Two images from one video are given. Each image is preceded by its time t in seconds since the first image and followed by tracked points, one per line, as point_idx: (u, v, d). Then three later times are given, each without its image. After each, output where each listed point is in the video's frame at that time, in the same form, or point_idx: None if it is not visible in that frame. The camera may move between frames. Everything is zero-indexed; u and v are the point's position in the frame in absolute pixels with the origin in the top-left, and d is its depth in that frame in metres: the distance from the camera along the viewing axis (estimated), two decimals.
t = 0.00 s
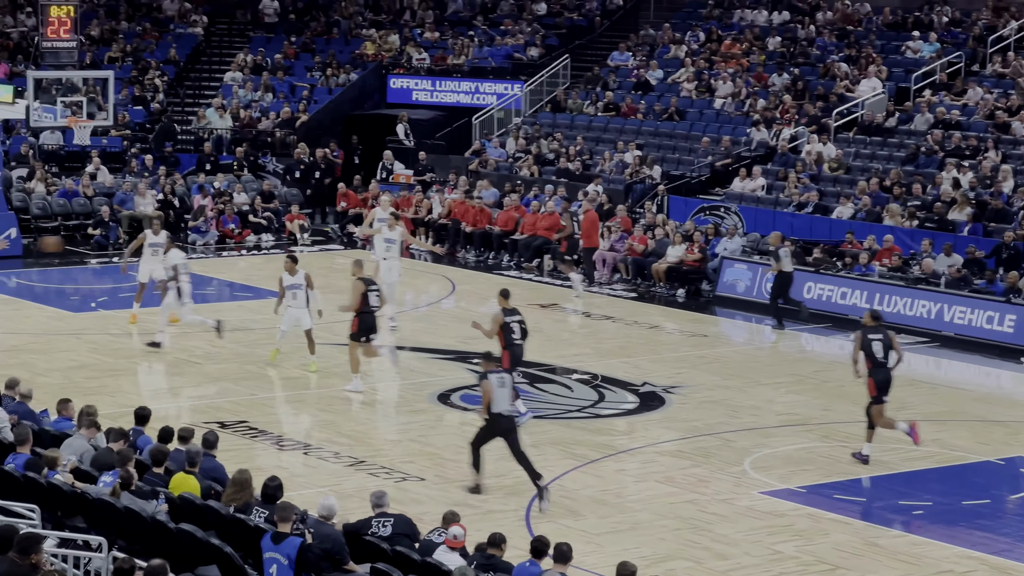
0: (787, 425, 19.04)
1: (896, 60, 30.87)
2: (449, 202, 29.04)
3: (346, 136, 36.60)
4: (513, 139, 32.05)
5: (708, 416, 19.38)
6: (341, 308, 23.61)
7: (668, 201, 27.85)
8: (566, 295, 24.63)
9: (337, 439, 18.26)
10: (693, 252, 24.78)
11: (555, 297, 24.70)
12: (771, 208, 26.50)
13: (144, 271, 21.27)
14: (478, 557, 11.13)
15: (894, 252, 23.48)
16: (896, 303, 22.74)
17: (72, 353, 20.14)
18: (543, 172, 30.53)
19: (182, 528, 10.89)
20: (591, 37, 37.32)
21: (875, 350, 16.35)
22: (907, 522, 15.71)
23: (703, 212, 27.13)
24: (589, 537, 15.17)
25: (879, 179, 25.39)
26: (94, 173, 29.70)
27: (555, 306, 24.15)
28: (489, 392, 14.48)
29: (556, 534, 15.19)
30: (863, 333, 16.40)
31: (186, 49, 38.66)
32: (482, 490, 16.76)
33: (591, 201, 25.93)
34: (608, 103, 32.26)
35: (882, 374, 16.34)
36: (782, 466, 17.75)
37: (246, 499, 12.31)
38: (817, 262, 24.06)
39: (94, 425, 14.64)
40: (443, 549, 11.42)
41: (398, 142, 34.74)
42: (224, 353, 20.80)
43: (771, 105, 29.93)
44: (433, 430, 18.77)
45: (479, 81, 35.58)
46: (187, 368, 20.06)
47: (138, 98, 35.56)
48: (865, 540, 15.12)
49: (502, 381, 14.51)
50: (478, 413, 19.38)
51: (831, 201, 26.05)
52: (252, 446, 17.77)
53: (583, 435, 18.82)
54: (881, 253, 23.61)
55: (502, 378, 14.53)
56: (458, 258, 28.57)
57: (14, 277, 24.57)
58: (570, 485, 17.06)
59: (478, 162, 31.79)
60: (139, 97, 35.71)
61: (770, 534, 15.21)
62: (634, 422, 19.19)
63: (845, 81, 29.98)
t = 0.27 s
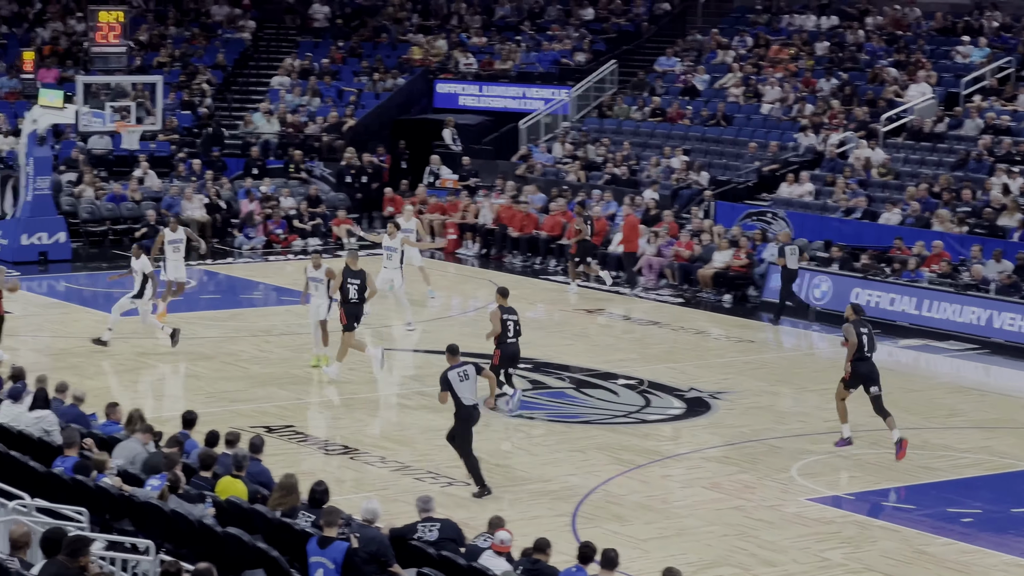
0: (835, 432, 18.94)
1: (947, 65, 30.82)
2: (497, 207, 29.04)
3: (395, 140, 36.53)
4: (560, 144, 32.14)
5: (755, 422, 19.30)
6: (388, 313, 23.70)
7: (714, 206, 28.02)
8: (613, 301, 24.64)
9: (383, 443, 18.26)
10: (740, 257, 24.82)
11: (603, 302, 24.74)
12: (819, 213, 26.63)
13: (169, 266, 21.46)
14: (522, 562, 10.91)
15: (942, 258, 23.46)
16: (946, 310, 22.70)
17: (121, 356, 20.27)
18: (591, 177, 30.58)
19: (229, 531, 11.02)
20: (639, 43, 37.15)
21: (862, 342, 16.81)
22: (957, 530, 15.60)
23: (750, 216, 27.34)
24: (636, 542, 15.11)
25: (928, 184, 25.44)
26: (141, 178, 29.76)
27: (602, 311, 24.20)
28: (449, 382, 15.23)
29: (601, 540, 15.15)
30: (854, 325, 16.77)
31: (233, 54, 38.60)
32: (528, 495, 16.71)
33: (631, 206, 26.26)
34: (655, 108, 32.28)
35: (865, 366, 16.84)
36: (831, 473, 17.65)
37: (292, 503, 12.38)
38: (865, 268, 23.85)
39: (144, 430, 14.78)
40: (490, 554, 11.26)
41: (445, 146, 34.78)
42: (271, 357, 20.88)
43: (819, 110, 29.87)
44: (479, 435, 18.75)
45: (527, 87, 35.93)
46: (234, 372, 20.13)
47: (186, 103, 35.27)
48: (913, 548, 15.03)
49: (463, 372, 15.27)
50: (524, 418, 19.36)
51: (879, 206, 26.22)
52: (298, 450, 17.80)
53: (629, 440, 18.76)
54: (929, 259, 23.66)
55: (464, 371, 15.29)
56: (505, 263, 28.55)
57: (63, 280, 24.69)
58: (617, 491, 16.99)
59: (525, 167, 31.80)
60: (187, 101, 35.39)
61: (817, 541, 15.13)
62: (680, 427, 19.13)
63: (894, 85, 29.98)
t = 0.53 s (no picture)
0: (871, 439, 18.89)
1: (984, 72, 31.24)
2: (533, 215, 29.04)
3: (431, 147, 36.54)
4: (595, 151, 31.90)
5: (791, 430, 19.26)
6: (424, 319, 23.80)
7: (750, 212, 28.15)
8: (648, 308, 24.69)
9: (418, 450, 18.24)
10: (775, 264, 24.85)
11: (638, 309, 24.82)
12: (856, 220, 26.55)
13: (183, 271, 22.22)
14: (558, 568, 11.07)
15: (980, 266, 23.32)
16: (982, 317, 22.70)
17: (157, 363, 20.33)
18: (626, 184, 30.62)
19: (264, 540, 11.46)
20: (674, 49, 38.05)
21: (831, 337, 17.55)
22: (994, 539, 15.53)
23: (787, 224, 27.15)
24: (671, 549, 15.06)
25: (964, 192, 25.51)
26: (177, 185, 30.12)
27: (637, 318, 24.27)
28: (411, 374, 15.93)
29: (638, 547, 15.09)
30: (822, 321, 17.66)
31: (270, 61, 38.79)
32: (563, 501, 16.67)
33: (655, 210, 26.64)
34: (690, 114, 32.33)
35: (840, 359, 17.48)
36: (867, 481, 17.58)
37: (328, 510, 12.53)
38: (901, 275, 23.93)
39: (182, 437, 14.70)
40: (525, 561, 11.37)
41: (481, 154, 34.81)
42: (308, 365, 20.93)
43: (855, 117, 29.96)
44: (514, 442, 18.72)
45: (562, 94, 34.95)
46: (268, 379, 20.17)
47: (222, 110, 35.31)
48: (950, 556, 14.97)
49: (425, 367, 15.90)
50: (559, 424, 19.33)
51: (916, 212, 26.20)
52: (335, 456, 17.78)
53: (665, 447, 18.71)
54: (967, 266, 23.52)
55: (428, 365, 15.91)
56: (540, 270, 28.55)
57: (100, 287, 24.81)
58: (652, 498, 16.93)
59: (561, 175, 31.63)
60: (224, 107, 35.56)
61: (853, 549, 15.08)
62: (715, 434, 19.09)
63: (931, 92, 30.20)
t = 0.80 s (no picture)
0: (905, 445, 18.79)
1: (1018, 76, 31.18)
2: (565, 220, 29.13)
3: (462, 153, 36.63)
4: (627, 157, 31.93)
5: (823, 436, 19.18)
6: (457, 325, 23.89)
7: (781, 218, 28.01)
8: (681, 314, 24.75)
9: (450, 456, 18.20)
10: (808, 269, 25.17)
11: (671, 314, 24.86)
12: (889, 225, 26.54)
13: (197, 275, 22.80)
14: None
15: (1016, 271, 23.30)
16: (1016, 322, 22.71)
17: (190, 369, 20.38)
18: (658, 190, 30.59)
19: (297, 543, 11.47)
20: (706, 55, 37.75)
21: (802, 334, 18.08)
22: None
23: (818, 229, 27.14)
24: (704, 556, 14.97)
25: (998, 197, 25.45)
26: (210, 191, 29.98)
27: (669, 323, 24.29)
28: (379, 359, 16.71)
29: (670, 553, 15.00)
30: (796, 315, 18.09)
31: (302, 66, 38.78)
32: (595, 507, 16.57)
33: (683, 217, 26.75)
34: (722, 120, 32.34)
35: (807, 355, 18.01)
36: (901, 487, 17.47)
37: (360, 516, 12.59)
38: (935, 280, 24.04)
39: (214, 442, 14.57)
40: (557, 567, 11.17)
41: (513, 159, 34.82)
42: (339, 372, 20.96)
43: (888, 122, 29.92)
44: (547, 448, 18.65)
45: (594, 100, 35.31)
46: (300, 385, 20.18)
47: (255, 116, 35.56)
48: (985, 563, 14.87)
49: (393, 353, 16.69)
50: (591, 430, 19.27)
51: (949, 217, 26.17)
52: (367, 462, 17.74)
53: (697, 453, 18.62)
54: (1001, 271, 23.49)
55: (395, 350, 16.73)
56: (573, 276, 28.72)
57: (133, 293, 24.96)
58: (684, 504, 16.83)
59: (592, 180, 31.65)
60: (256, 115, 35.68)
61: (887, 556, 14.97)
62: (748, 440, 19.01)
63: (965, 97, 30.19)
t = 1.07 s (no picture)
0: (933, 449, 18.73)
1: None
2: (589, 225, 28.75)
3: (489, 157, 36.83)
4: (653, 161, 31.99)
5: (851, 440, 19.10)
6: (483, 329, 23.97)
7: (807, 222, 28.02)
8: (708, 317, 24.85)
9: (477, 460, 18.14)
10: (834, 273, 24.98)
11: (697, 318, 24.97)
12: (916, 229, 26.60)
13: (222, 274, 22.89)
14: None
15: None
16: None
17: (216, 374, 20.42)
18: (684, 194, 30.59)
19: (323, 548, 11.45)
20: (732, 58, 37.78)
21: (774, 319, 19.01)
22: None
23: (845, 233, 26.98)
24: (732, 560, 14.86)
25: None
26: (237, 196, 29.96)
27: (695, 327, 24.37)
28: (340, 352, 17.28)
29: (697, 558, 14.91)
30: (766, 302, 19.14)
31: (328, 71, 39.00)
32: (622, 511, 16.46)
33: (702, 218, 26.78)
34: (748, 123, 32.36)
35: (774, 338, 19.06)
36: (929, 491, 17.36)
37: (387, 520, 12.39)
38: (963, 284, 24.05)
39: (240, 446, 14.52)
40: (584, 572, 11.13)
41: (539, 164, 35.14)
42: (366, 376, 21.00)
43: (915, 125, 29.94)
44: (573, 451, 18.59)
45: (619, 103, 35.39)
46: (328, 390, 20.25)
47: (280, 121, 35.69)
48: (1014, 568, 14.79)
49: (354, 346, 17.28)
50: (618, 434, 19.23)
51: (977, 221, 26.16)
52: (393, 467, 17.69)
53: (725, 457, 18.56)
54: None
55: (356, 343, 17.32)
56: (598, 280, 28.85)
57: (162, 298, 25.11)
58: (711, 508, 16.73)
59: (619, 184, 31.56)
60: (281, 119, 35.91)
61: (915, 560, 14.87)
62: (775, 444, 18.94)
63: (992, 101, 30.22)
